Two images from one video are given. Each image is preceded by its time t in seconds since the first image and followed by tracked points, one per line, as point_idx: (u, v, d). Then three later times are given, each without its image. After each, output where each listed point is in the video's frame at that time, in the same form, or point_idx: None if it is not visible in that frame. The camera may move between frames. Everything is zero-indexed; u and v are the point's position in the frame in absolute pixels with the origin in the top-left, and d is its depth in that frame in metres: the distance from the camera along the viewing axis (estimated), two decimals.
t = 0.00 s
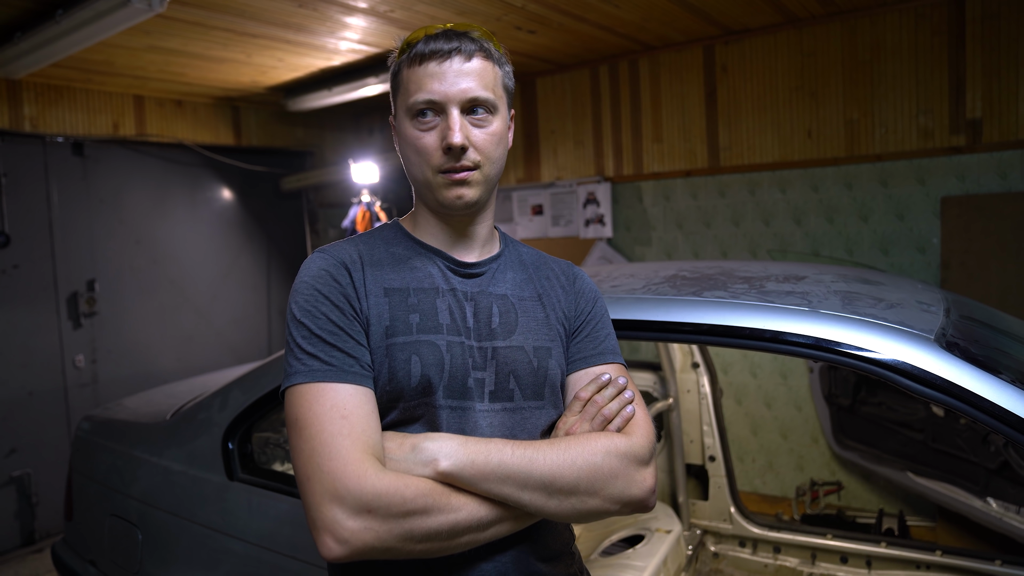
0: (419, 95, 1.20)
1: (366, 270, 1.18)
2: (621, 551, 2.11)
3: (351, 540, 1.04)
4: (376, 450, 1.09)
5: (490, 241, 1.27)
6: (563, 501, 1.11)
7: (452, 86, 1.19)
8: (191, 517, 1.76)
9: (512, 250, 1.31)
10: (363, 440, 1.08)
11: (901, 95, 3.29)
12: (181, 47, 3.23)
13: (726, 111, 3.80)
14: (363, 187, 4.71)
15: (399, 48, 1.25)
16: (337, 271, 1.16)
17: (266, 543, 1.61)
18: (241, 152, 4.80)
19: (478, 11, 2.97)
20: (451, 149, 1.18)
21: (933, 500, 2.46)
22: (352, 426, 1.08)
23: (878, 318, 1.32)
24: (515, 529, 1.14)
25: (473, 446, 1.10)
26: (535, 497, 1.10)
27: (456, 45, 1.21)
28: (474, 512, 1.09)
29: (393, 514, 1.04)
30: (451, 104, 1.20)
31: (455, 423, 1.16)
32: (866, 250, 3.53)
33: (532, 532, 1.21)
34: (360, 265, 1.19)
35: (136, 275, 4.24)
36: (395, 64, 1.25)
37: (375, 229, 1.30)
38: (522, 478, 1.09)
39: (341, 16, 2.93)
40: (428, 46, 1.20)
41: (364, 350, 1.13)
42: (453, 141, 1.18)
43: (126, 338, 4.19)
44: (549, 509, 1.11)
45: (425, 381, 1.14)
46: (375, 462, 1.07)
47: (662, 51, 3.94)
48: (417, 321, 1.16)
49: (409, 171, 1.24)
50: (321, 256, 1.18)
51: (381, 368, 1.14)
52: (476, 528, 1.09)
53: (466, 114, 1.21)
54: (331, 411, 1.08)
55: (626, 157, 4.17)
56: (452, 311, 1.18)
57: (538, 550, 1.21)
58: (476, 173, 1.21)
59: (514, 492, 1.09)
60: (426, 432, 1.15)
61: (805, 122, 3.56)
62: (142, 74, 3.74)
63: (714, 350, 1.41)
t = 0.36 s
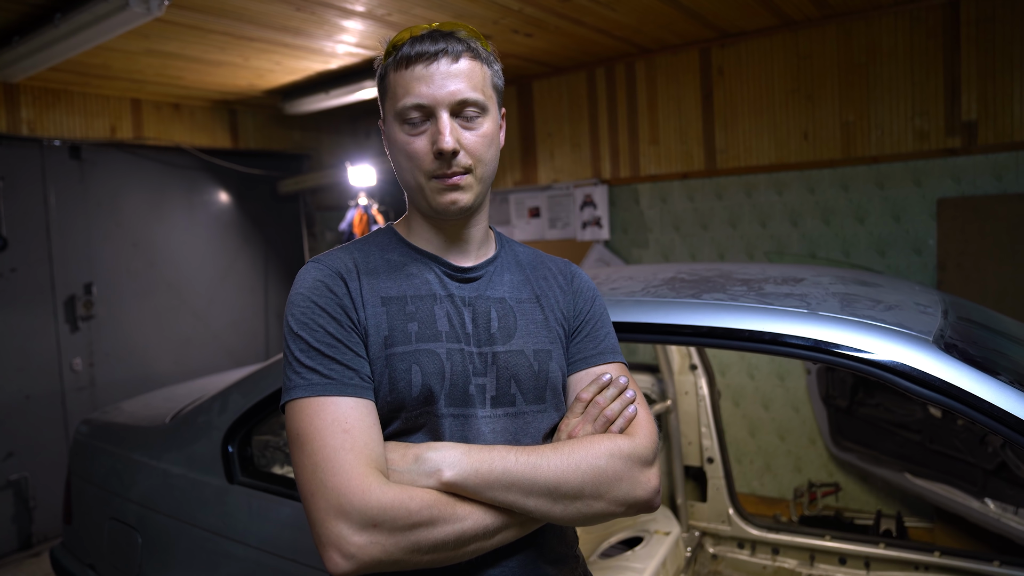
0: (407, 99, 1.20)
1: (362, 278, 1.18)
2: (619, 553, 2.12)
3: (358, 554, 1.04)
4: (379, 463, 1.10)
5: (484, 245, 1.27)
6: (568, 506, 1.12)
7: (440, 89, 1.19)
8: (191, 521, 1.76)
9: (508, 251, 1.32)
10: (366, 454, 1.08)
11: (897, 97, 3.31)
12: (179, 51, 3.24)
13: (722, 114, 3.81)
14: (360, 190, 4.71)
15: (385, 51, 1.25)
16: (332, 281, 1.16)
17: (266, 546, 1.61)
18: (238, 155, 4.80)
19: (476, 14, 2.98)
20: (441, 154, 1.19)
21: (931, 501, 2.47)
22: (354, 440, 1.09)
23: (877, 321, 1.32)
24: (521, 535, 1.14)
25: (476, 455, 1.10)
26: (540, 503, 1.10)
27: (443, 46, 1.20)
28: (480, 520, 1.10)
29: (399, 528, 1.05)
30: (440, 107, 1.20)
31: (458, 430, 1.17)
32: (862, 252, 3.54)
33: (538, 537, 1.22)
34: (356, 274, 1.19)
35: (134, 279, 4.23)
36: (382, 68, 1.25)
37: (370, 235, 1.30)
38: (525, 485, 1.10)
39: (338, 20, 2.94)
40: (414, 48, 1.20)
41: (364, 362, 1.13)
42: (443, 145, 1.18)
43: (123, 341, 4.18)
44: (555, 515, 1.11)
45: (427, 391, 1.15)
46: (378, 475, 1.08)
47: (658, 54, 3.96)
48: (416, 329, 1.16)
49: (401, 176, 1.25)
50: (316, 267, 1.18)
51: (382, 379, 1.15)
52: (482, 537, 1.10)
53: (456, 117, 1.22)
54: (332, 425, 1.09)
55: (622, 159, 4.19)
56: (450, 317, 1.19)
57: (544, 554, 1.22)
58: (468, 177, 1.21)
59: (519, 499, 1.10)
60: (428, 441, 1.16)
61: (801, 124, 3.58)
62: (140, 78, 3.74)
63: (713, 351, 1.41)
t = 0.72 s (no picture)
0: (407, 102, 1.21)
1: (362, 282, 1.19)
2: (619, 555, 2.13)
3: (359, 550, 1.05)
4: (380, 461, 1.11)
5: (484, 243, 1.27)
6: (568, 501, 1.11)
7: (439, 91, 1.20)
8: (193, 522, 1.76)
9: (508, 250, 1.32)
10: (366, 453, 1.10)
11: (897, 99, 3.32)
12: (181, 54, 3.24)
13: (722, 116, 3.82)
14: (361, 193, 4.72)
15: (382, 57, 1.26)
16: (332, 286, 1.17)
17: (268, 547, 1.62)
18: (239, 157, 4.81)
19: (476, 17, 2.99)
20: (442, 153, 1.19)
21: (932, 503, 2.47)
22: (354, 438, 1.10)
23: (876, 321, 1.33)
24: (523, 530, 1.14)
25: (475, 451, 1.11)
26: (540, 498, 1.10)
27: (441, 50, 1.21)
28: (480, 516, 1.10)
29: (399, 523, 1.06)
30: (440, 108, 1.20)
31: (458, 429, 1.17)
32: (862, 253, 3.54)
33: (543, 533, 1.21)
34: (356, 277, 1.20)
35: (135, 282, 4.24)
36: (380, 73, 1.25)
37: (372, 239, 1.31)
38: (525, 480, 1.10)
39: (339, 23, 2.94)
40: (412, 52, 1.21)
41: (364, 364, 1.15)
42: (443, 144, 1.19)
43: (125, 344, 4.18)
44: (555, 510, 1.11)
45: (426, 391, 1.16)
46: (379, 472, 1.09)
47: (657, 56, 3.97)
48: (415, 330, 1.17)
49: (401, 178, 1.25)
50: (316, 273, 1.19)
51: (382, 380, 1.16)
52: (484, 531, 1.10)
53: (455, 117, 1.22)
54: (334, 425, 1.10)
55: (622, 162, 4.20)
56: (449, 318, 1.19)
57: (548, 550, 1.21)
58: (468, 177, 1.22)
59: (519, 494, 1.10)
60: (429, 439, 1.16)
61: (800, 127, 3.59)
62: (141, 81, 3.75)
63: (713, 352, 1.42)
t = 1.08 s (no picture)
0: (415, 97, 1.21)
1: (365, 283, 1.20)
2: (620, 555, 2.13)
3: (359, 547, 1.07)
4: (380, 460, 1.12)
5: (488, 239, 1.27)
6: (563, 500, 1.11)
7: (447, 87, 1.20)
8: (193, 521, 1.76)
9: (512, 245, 1.30)
10: (366, 452, 1.11)
11: (897, 100, 3.32)
12: (181, 54, 3.25)
13: (723, 116, 3.82)
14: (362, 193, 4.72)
15: (391, 54, 1.27)
16: (335, 287, 1.18)
17: (268, 546, 1.62)
18: (239, 157, 4.82)
19: (476, 17, 2.99)
20: (447, 149, 1.19)
21: (932, 503, 2.47)
22: (355, 439, 1.12)
23: (877, 322, 1.33)
24: (520, 526, 1.15)
25: (471, 451, 1.11)
26: (535, 497, 1.11)
27: (450, 48, 1.22)
28: (477, 514, 1.11)
29: (397, 521, 1.07)
30: (447, 104, 1.21)
31: (458, 428, 1.18)
32: (863, 253, 3.54)
33: (540, 527, 1.21)
34: (359, 279, 1.20)
35: (136, 282, 4.24)
36: (389, 70, 1.26)
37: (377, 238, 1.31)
38: (521, 479, 1.10)
39: (340, 23, 2.95)
40: (422, 49, 1.22)
41: (366, 364, 1.16)
42: (450, 140, 1.19)
43: (126, 343, 4.19)
44: (550, 508, 1.11)
45: (426, 391, 1.16)
46: (378, 471, 1.10)
47: (658, 56, 3.97)
48: (415, 331, 1.17)
49: (405, 173, 1.25)
50: (321, 274, 1.20)
51: (384, 380, 1.17)
52: (480, 528, 1.11)
53: (461, 114, 1.22)
54: (335, 425, 1.12)
55: (623, 162, 4.20)
56: (450, 318, 1.19)
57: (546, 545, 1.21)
58: (472, 173, 1.21)
59: (514, 493, 1.10)
60: (429, 438, 1.17)
61: (801, 127, 3.59)
62: (142, 81, 3.75)
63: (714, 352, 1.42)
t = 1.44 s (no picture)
0: (429, 91, 1.21)
1: (368, 277, 1.21)
2: (620, 550, 2.13)
3: (350, 530, 1.09)
4: (374, 448, 1.14)
5: (494, 233, 1.25)
6: (551, 493, 1.11)
7: (461, 84, 1.20)
8: (193, 516, 1.77)
9: (519, 239, 1.29)
10: (360, 440, 1.13)
11: (901, 94, 3.30)
12: (182, 49, 3.24)
13: (725, 111, 3.80)
14: (364, 188, 4.72)
15: (411, 45, 1.26)
16: (339, 280, 1.20)
17: (267, 541, 1.62)
18: (241, 153, 4.81)
19: (478, 11, 2.98)
20: (456, 145, 1.19)
21: (934, 499, 2.47)
22: (350, 427, 1.14)
23: (878, 317, 1.32)
24: (511, 517, 1.14)
25: (461, 442, 1.12)
26: (524, 489, 1.11)
27: (468, 46, 1.21)
28: (466, 503, 1.11)
29: (386, 507, 1.09)
30: (459, 101, 1.20)
31: (453, 419, 1.18)
32: (866, 248, 3.53)
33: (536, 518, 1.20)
34: (363, 273, 1.21)
35: (139, 277, 4.25)
36: (406, 62, 1.25)
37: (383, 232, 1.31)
38: (509, 471, 1.10)
39: (341, 18, 2.94)
40: (441, 45, 1.21)
41: (365, 355, 1.18)
42: (459, 136, 1.18)
43: (128, 339, 4.20)
44: (539, 501, 1.11)
45: (421, 383, 1.17)
46: (370, 459, 1.12)
47: (660, 51, 3.95)
48: (413, 324, 1.18)
49: (414, 165, 1.25)
50: (328, 266, 1.22)
51: (383, 371, 1.18)
52: (469, 517, 1.11)
53: (473, 112, 1.22)
54: (332, 413, 1.15)
55: (625, 157, 4.19)
56: (449, 312, 1.19)
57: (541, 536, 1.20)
58: (479, 171, 1.21)
59: (502, 485, 1.10)
60: (425, 428, 1.18)
61: (803, 121, 3.57)
62: (144, 77, 3.75)
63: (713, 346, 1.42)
